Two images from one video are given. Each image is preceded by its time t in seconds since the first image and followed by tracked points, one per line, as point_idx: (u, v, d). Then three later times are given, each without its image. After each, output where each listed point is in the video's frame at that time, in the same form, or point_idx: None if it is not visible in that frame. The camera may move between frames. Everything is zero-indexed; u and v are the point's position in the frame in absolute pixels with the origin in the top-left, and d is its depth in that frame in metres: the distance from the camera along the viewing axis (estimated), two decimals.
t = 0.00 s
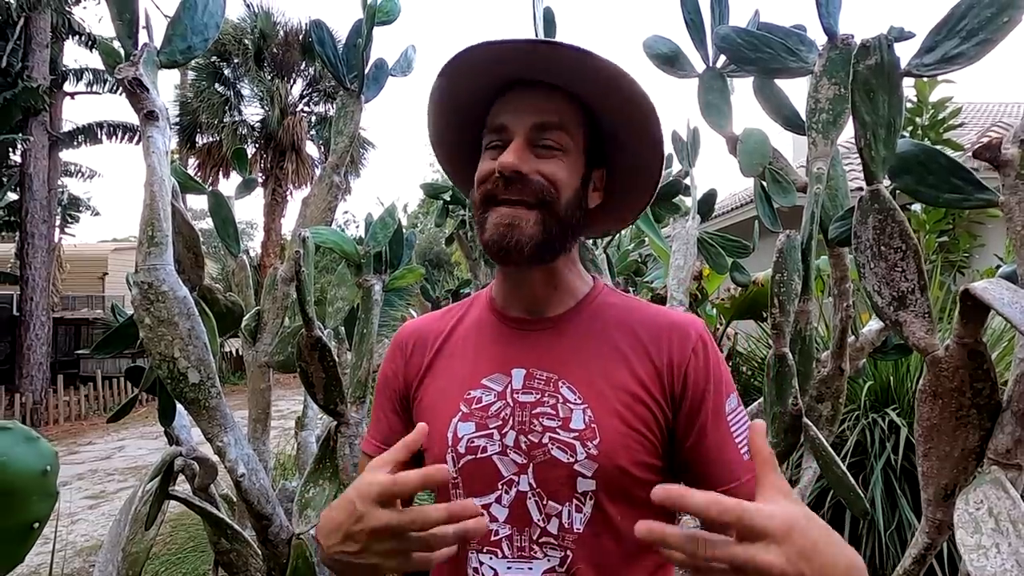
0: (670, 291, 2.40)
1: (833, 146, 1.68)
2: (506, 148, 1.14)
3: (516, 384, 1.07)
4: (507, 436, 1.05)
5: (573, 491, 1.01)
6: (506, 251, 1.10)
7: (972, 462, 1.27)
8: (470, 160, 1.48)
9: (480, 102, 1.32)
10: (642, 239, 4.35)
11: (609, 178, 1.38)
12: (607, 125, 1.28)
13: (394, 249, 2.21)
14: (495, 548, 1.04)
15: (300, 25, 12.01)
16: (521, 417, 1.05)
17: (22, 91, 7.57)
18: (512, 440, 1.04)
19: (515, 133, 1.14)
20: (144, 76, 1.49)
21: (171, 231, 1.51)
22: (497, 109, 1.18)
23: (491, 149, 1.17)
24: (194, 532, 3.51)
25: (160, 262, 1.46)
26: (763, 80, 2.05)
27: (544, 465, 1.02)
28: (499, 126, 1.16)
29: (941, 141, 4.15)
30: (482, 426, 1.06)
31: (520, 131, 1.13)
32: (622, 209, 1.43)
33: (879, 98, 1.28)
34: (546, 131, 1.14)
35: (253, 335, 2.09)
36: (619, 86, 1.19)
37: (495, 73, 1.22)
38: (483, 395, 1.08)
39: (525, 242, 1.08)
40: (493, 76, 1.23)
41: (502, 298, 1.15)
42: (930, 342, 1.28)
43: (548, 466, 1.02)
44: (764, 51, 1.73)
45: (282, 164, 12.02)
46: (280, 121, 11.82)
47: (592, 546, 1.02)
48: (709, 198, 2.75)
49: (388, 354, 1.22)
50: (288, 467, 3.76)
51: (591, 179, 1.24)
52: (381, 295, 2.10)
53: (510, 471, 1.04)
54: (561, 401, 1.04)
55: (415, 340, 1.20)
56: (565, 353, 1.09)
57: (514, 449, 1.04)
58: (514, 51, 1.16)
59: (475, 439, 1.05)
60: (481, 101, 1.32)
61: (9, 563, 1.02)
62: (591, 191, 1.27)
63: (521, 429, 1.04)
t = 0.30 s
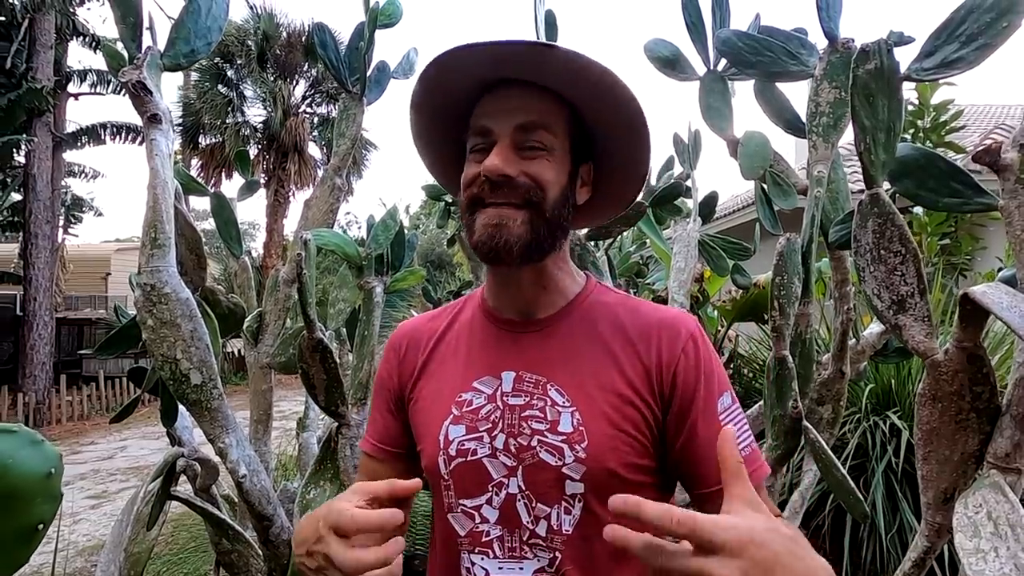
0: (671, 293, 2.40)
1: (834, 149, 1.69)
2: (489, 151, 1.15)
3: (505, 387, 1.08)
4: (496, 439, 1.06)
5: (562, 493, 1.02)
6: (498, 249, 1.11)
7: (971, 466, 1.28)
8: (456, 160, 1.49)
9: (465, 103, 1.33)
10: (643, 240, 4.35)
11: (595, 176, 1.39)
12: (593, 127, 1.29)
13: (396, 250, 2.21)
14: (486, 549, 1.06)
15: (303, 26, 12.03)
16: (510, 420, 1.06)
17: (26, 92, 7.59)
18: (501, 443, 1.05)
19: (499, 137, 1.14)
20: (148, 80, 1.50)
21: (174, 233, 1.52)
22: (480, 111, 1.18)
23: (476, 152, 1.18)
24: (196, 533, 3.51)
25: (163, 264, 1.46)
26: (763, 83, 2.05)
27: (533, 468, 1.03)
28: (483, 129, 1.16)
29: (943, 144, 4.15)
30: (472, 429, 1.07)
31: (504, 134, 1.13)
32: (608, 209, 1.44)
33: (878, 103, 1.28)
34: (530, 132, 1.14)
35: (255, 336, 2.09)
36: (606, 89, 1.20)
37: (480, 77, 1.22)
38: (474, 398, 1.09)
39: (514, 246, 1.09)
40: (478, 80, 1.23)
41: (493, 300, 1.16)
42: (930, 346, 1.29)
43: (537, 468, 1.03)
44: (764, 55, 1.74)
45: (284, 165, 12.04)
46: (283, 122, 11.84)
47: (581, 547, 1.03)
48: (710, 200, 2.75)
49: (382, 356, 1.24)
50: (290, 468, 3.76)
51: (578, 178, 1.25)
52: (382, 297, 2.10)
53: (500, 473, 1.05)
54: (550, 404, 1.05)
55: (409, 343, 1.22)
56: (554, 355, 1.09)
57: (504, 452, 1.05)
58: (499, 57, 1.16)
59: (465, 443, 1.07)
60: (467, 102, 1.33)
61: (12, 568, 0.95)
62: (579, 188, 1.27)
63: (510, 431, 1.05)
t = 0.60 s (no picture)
0: (672, 295, 2.40)
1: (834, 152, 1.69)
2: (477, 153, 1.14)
3: (500, 392, 1.09)
4: (492, 444, 1.06)
5: (557, 498, 1.03)
6: (496, 253, 1.11)
7: (969, 469, 1.28)
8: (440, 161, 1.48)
9: (450, 103, 1.32)
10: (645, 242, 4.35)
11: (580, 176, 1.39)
12: (581, 130, 1.30)
13: (397, 252, 2.22)
14: (484, 552, 1.07)
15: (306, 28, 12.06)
16: (505, 425, 1.06)
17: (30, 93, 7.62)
18: (497, 449, 1.06)
19: (486, 139, 1.13)
20: (151, 83, 1.51)
21: (176, 235, 1.53)
22: (467, 113, 1.17)
23: (464, 156, 1.16)
24: (198, 533, 3.52)
25: (164, 266, 1.47)
26: (763, 86, 2.06)
27: (528, 473, 1.04)
28: (470, 132, 1.15)
29: (945, 146, 4.15)
30: (468, 435, 1.07)
31: (492, 136, 1.13)
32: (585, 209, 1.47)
33: (877, 106, 1.28)
34: (518, 132, 1.13)
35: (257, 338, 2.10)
36: (601, 92, 1.22)
37: (471, 77, 1.20)
38: (469, 403, 1.10)
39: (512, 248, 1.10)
40: (468, 80, 1.21)
41: (488, 301, 1.16)
42: (928, 349, 1.29)
43: (531, 473, 1.04)
44: (764, 58, 1.75)
45: (287, 166, 12.07)
46: (286, 123, 11.86)
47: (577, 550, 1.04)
48: (712, 203, 2.76)
49: (381, 359, 1.24)
50: (291, 468, 3.77)
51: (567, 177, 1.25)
52: (383, 299, 2.11)
53: (496, 478, 1.06)
54: (545, 410, 1.05)
55: (406, 346, 1.22)
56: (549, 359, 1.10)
57: (499, 457, 1.05)
58: (500, 58, 1.15)
59: (461, 448, 1.07)
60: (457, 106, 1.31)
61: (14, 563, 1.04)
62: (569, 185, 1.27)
63: (505, 437, 1.06)
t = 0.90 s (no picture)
0: (674, 297, 2.40)
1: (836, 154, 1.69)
2: (497, 157, 1.13)
3: (506, 392, 1.09)
4: (498, 444, 1.07)
5: (562, 498, 1.03)
6: (517, 255, 1.10)
7: (970, 472, 1.27)
8: (440, 156, 1.46)
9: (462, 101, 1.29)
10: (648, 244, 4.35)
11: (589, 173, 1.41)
12: (590, 126, 1.30)
13: (399, 252, 2.22)
14: (489, 549, 1.07)
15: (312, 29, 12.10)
16: (511, 425, 1.07)
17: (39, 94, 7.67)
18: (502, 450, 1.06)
19: (510, 141, 1.12)
20: (154, 84, 1.52)
21: (178, 235, 1.54)
22: (486, 114, 1.15)
23: (481, 157, 1.15)
24: (201, 532, 3.53)
25: (167, 266, 1.48)
26: (766, 87, 2.06)
27: (534, 473, 1.04)
28: (491, 133, 1.13)
29: (950, 148, 4.13)
30: (473, 435, 1.08)
31: (516, 139, 1.12)
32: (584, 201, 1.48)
33: (878, 108, 1.28)
34: (540, 135, 1.13)
35: (259, 338, 2.10)
36: (614, 91, 1.22)
37: (486, 75, 1.18)
38: (474, 403, 1.10)
39: (533, 252, 1.10)
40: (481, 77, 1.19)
41: (493, 300, 1.16)
42: (929, 351, 1.28)
43: (537, 473, 1.04)
44: (766, 59, 1.76)
45: (291, 167, 12.10)
46: (291, 124, 11.89)
47: (582, 548, 1.04)
48: (715, 204, 2.76)
49: (380, 355, 1.24)
50: (294, 468, 3.78)
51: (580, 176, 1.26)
52: (385, 299, 2.12)
53: (502, 477, 1.06)
54: (551, 411, 1.06)
55: (409, 343, 1.21)
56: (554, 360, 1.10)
57: (505, 456, 1.06)
58: (520, 60, 1.13)
59: (467, 448, 1.08)
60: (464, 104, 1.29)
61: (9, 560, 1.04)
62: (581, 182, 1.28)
63: (512, 437, 1.06)
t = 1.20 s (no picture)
0: (677, 298, 2.39)
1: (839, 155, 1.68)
2: (558, 161, 1.11)
3: (516, 389, 1.08)
4: (511, 441, 1.06)
5: (578, 490, 1.04)
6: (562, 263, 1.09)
7: (973, 476, 1.26)
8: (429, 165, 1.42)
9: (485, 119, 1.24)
10: (654, 244, 4.34)
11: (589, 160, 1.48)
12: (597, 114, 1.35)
13: (402, 252, 2.23)
14: (503, 547, 1.05)
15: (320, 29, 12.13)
16: (524, 422, 1.06)
17: (50, 95, 7.73)
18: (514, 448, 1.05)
19: (570, 150, 1.11)
20: (157, 85, 1.53)
21: (181, 235, 1.55)
22: (537, 124, 1.13)
23: (535, 163, 1.12)
24: (206, 529, 3.55)
25: (169, 265, 1.49)
26: (769, 87, 2.06)
27: (549, 468, 1.04)
28: (550, 140, 1.11)
29: (960, 148, 4.08)
30: (485, 433, 1.06)
31: (578, 147, 1.11)
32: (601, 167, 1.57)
33: (880, 108, 1.27)
34: (593, 141, 1.14)
35: (262, 337, 2.11)
36: (624, 82, 1.27)
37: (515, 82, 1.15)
38: (483, 401, 1.08)
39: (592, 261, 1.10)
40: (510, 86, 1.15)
41: (493, 295, 1.17)
42: (931, 354, 1.27)
43: (551, 468, 1.04)
44: (769, 59, 1.76)
45: (299, 167, 12.14)
46: (299, 124, 11.93)
47: (596, 541, 1.04)
48: (719, 205, 2.74)
49: (370, 356, 1.20)
50: (298, 466, 3.79)
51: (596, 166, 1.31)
52: (387, 300, 2.12)
53: (515, 474, 1.05)
54: (563, 405, 1.06)
55: (404, 344, 1.18)
56: (563, 355, 1.10)
57: (519, 453, 1.05)
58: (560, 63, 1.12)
59: (480, 447, 1.06)
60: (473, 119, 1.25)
61: None
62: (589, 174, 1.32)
63: (524, 433, 1.06)
